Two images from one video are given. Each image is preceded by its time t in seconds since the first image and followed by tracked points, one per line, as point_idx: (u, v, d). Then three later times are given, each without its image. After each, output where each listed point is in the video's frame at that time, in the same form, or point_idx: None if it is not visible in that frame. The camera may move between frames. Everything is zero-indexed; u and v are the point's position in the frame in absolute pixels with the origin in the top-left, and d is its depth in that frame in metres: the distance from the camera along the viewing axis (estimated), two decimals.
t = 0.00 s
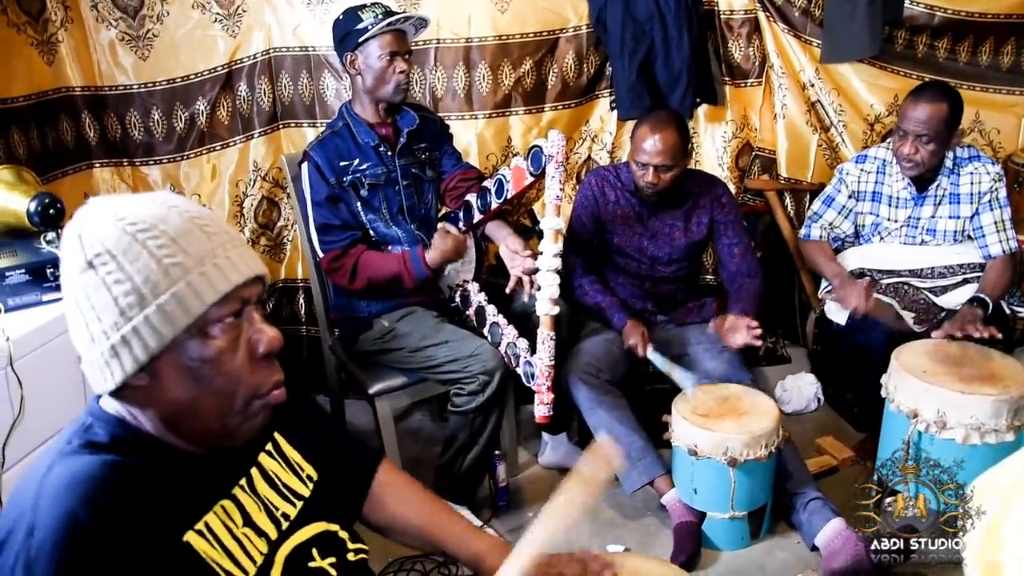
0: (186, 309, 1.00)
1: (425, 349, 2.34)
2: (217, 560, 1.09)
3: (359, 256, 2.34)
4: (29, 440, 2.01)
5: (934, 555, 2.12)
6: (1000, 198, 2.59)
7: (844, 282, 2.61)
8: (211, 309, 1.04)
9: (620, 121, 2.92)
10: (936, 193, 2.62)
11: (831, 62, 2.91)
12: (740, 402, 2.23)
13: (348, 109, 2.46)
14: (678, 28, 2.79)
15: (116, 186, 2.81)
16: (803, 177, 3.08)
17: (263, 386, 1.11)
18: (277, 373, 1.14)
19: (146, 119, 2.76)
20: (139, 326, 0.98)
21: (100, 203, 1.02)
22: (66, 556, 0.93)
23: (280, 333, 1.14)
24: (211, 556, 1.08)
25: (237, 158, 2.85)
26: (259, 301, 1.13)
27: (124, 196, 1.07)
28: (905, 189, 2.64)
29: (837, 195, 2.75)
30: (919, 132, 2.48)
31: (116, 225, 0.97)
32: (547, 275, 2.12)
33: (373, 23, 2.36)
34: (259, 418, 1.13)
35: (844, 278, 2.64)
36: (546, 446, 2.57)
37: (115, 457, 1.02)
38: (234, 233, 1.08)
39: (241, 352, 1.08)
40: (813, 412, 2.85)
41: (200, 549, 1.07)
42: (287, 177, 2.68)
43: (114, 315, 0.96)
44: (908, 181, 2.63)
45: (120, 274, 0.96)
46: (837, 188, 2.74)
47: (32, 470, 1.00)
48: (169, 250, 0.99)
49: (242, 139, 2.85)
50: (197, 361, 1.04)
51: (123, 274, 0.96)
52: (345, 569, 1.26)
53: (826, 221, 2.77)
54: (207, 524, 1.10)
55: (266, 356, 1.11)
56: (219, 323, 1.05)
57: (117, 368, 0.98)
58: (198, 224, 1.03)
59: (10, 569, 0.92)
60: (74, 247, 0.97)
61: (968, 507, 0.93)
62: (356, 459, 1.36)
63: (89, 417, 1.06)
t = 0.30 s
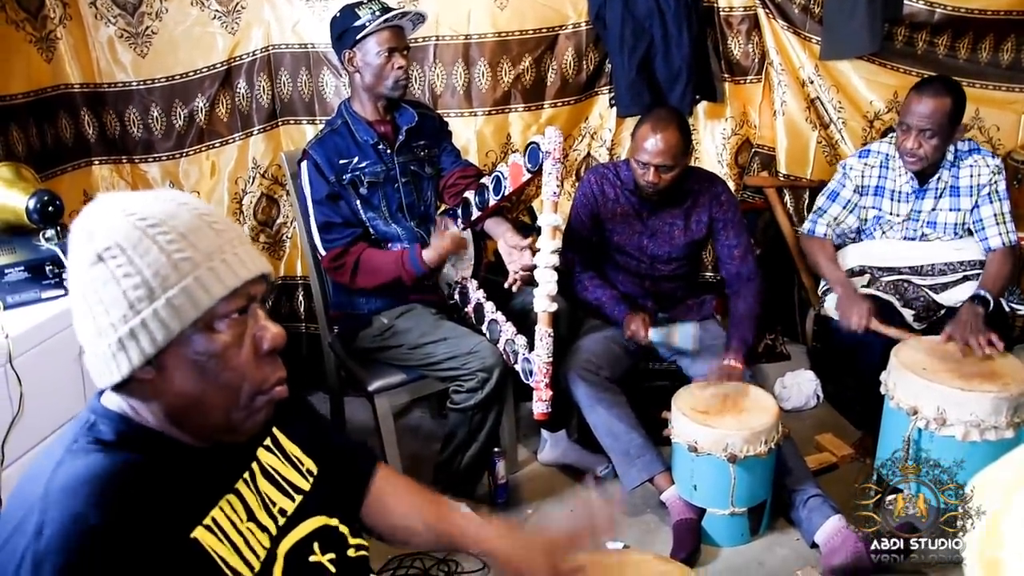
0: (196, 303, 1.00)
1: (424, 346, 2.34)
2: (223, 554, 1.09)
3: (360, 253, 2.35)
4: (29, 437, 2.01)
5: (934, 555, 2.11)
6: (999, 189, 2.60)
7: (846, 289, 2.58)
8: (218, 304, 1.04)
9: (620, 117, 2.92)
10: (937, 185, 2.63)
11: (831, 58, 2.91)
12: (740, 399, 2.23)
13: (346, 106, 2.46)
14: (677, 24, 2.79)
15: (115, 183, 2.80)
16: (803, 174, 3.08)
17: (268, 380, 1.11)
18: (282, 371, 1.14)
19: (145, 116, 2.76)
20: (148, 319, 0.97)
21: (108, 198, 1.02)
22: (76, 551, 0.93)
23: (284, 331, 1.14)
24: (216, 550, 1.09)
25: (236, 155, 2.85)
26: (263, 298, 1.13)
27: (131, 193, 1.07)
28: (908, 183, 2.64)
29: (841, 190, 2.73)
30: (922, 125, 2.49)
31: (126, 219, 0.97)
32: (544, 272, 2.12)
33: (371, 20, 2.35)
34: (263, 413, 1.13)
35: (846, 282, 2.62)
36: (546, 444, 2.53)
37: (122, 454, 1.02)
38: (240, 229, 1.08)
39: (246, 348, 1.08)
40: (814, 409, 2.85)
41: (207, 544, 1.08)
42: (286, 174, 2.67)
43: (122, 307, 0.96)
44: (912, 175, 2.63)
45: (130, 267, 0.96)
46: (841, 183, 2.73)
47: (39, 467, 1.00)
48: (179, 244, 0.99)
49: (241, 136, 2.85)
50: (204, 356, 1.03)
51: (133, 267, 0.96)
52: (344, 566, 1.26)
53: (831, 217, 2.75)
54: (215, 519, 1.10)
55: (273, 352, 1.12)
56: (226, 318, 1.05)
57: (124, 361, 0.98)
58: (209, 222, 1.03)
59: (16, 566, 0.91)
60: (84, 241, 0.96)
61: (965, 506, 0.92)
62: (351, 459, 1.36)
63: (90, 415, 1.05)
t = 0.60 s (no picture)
0: (167, 303, 1.00)
1: (422, 345, 2.34)
2: (208, 550, 1.09)
3: (356, 255, 2.34)
4: (24, 437, 2.00)
5: (933, 554, 2.11)
6: (999, 191, 2.60)
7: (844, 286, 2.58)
8: (193, 301, 1.03)
9: (617, 116, 2.92)
10: (934, 185, 2.63)
11: (828, 57, 2.91)
12: (736, 397, 2.23)
13: (344, 106, 2.45)
14: (675, 23, 2.79)
15: (112, 182, 2.80)
16: (800, 172, 3.10)
17: (243, 381, 1.10)
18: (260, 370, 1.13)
19: (142, 115, 2.76)
20: (121, 317, 0.98)
21: (97, 196, 1.03)
22: (53, 548, 0.93)
23: (264, 331, 1.14)
24: (201, 544, 1.09)
25: (233, 153, 2.85)
26: (245, 297, 1.13)
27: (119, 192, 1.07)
28: (904, 183, 2.63)
29: (835, 190, 2.73)
30: (923, 122, 2.48)
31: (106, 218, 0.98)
32: (542, 270, 2.11)
33: (367, 19, 2.35)
34: (239, 415, 1.12)
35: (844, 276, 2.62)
36: (543, 442, 2.58)
37: (103, 451, 1.03)
38: (222, 227, 1.08)
39: (223, 347, 1.08)
40: (810, 407, 2.85)
41: (192, 538, 1.08)
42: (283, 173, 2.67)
43: (96, 305, 0.96)
44: (908, 175, 2.62)
45: (105, 265, 0.96)
46: (835, 184, 2.73)
47: (21, 465, 1.02)
48: (155, 242, 0.99)
49: (238, 134, 2.85)
50: (177, 354, 1.03)
51: (108, 265, 0.96)
52: (333, 563, 1.27)
53: (825, 217, 2.76)
54: (198, 514, 1.10)
55: (249, 352, 1.11)
56: (202, 316, 1.05)
57: (98, 359, 0.98)
58: (189, 222, 1.03)
59: None
60: (66, 239, 0.97)
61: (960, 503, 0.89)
62: (347, 452, 1.35)
63: (73, 414, 1.06)
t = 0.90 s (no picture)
0: (158, 304, 0.99)
1: (414, 343, 2.33)
2: (206, 550, 1.08)
3: (346, 252, 2.34)
4: (14, 436, 1.99)
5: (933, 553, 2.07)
6: (990, 185, 2.61)
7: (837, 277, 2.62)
8: (186, 301, 1.03)
9: (609, 113, 2.92)
10: (927, 181, 2.63)
11: (820, 54, 2.92)
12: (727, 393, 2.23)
13: (335, 103, 2.45)
14: (666, 20, 2.79)
15: (102, 180, 2.79)
16: (792, 169, 3.10)
17: (240, 379, 1.11)
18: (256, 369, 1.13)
19: (132, 113, 2.74)
20: (112, 320, 0.97)
21: (84, 196, 1.02)
22: (51, 550, 0.93)
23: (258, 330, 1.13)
24: (198, 544, 1.08)
25: (224, 151, 2.84)
26: (237, 295, 1.12)
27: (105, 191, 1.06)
28: (898, 179, 2.64)
29: (829, 185, 2.73)
30: (914, 120, 2.49)
31: (93, 219, 0.97)
32: (533, 268, 2.12)
33: (359, 16, 2.34)
34: (237, 413, 1.12)
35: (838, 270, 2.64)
36: (535, 440, 2.58)
37: (101, 452, 1.02)
38: (213, 225, 1.08)
39: (216, 347, 1.07)
40: (802, 404, 2.86)
41: (189, 538, 1.07)
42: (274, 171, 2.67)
43: (87, 308, 0.96)
44: (901, 171, 2.63)
45: (94, 267, 0.95)
46: (829, 179, 2.73)
47: (18, 465, 1.01)
48: (143, 242, 0.98)
49: (228, 133, 2.83)
50: (171, 355, 1.03)
51: (96, 267, 0.96)
52: (330, 561, 1.26)
53: (818, 213, 2.76)
54: (197, 513, 1.09)
55: (243, 351, 1.10)
56: (195, 316, 1.04)
57: (92, 362, 0.98)
58: (175, 220, 1.02)
59: None
60: (52, 242, 0.97)
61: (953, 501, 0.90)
62: (339, 455, 1.36)
63: (71, 414, 1.05)
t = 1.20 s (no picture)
0: (159, 303, 0.99)
1: (412, 337, 2.34)
2: (206, 549, 1.07)
3: (345, 243, 2.34)
4: (13, 431, 1.99)
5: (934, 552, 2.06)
6: (987, 177, 2.61)
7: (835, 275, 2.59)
8: (187, 299, 1.02)
9: (606, 106, 2.91)
10: (925, 172, 2.63)
11: (818, 47, 2.91)
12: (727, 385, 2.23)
13: (333, 97, 2.43)
14: (665, 14, 2.78)
15: (99, 175, 2.78)
16: (790, 162, 3.07)
17: (241, 377, 1.10)
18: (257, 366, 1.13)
19: (129, 107, 2.74)
20: (113, 317, 0.97)
21: (87, 190, 1.02)
22: (60, 544, 0.93)
23: (259, 329, 1.12)
24: (198, 544, 1.07)
25: (221, 145, 2.83)
26: (239, 293, 1.11)
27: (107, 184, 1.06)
28: (896, 171, 2.64)
29: (828, 176, 2.73)
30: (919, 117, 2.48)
31: (94, 215, 0.96)
32: (533, 261, 2.11)
33: (357, 9, 2.33)
34: (238, 411, 1.12)
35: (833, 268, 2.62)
36: (535, 433, 2.55)
37: (103, 448, 1.01)
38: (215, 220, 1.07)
39: (218, 345, 1.07)
40: (801, 397, 2.86)
41: (189, 538, 1.06)
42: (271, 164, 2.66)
43: (89, 305, 0.96)
44: (900, 163, 2.63)
45: (95, 264, 0.95)
46: (828, 170, 2.73)
47: (21, 459, 1.01)
48: (144, 240, 0.97)
49: (226, 127, 2.83)
50: (173, 353, 1.03)
51: (98, 264, 0.95)
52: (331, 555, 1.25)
53: (816, 205, 2.75)
54: (197, 514, 1.09)
55: (244, 348, 1.10)
56: (196, 315, 1.04)
57: (94, 359, 0.98)
58: (177, 216, 1.01)
59: None
60: (55, 237, 0.96)
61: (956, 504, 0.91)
62: (333, 447, 1.37)
63: (72, 409, 1.05)
